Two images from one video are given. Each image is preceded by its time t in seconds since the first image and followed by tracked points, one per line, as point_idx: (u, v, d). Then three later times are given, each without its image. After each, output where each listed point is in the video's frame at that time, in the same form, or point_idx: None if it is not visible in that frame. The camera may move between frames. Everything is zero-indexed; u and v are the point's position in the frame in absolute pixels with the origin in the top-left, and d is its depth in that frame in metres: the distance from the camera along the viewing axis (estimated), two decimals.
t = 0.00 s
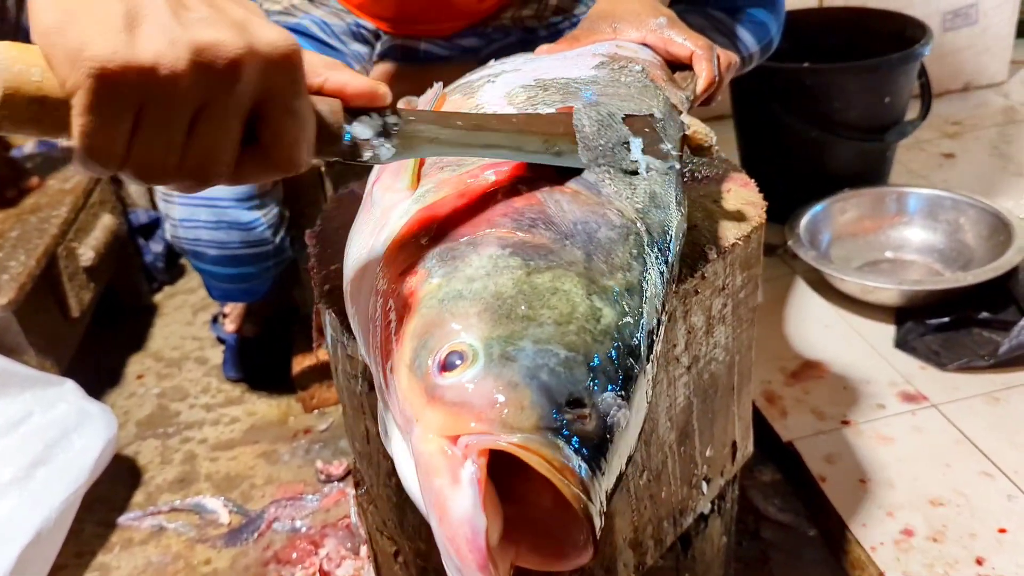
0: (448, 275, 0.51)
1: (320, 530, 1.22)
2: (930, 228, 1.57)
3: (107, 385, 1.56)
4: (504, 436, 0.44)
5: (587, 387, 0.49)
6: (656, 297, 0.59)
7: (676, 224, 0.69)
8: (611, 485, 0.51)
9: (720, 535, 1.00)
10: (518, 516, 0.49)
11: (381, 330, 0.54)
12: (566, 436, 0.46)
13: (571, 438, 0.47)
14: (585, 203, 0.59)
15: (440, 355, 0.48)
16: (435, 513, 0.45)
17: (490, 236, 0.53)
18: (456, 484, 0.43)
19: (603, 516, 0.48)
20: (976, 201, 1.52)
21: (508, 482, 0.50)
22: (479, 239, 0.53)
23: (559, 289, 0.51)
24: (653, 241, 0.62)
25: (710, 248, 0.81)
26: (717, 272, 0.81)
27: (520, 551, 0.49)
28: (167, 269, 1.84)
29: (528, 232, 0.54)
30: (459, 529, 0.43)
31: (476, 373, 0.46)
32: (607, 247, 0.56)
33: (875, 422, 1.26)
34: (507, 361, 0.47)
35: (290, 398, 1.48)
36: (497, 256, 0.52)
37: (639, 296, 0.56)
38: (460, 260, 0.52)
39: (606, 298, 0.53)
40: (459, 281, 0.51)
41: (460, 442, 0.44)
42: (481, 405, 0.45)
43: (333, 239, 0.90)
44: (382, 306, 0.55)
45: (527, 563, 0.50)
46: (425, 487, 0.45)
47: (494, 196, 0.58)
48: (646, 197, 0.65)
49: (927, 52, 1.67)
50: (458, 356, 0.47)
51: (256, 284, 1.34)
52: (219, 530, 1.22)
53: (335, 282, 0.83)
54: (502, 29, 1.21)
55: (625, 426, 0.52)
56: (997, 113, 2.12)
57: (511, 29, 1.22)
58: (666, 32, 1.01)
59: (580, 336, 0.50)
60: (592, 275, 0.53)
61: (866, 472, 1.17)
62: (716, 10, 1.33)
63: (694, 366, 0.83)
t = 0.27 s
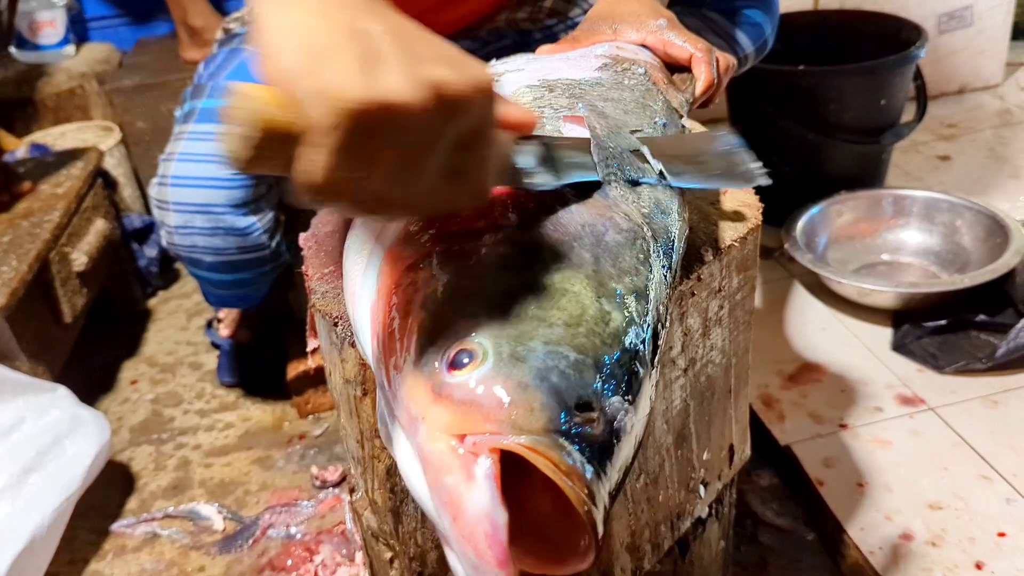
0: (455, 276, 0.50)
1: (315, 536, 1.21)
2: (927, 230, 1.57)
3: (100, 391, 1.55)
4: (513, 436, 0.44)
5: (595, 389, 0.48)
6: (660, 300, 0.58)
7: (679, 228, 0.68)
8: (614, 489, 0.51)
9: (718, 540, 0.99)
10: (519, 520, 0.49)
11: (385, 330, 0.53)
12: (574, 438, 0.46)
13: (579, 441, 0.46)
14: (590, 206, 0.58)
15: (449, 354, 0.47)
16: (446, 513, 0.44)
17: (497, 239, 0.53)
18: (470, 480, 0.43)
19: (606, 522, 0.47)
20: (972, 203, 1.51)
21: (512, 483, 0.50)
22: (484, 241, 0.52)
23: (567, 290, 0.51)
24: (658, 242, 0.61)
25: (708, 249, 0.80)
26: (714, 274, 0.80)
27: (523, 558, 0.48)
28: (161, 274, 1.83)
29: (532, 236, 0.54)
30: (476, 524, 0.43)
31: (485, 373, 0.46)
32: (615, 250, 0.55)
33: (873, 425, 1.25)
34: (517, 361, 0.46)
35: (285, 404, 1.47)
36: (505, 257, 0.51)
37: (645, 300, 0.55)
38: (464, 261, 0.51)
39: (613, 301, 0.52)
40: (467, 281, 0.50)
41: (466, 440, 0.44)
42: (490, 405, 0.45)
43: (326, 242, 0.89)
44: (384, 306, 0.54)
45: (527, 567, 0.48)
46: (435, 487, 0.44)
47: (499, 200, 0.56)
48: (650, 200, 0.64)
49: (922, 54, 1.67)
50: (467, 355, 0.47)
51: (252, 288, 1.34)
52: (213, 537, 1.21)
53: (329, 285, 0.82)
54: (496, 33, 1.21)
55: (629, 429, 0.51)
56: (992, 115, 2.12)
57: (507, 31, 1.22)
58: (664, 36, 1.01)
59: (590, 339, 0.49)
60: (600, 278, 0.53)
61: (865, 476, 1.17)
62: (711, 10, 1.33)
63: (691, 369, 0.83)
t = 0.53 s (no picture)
0: (449, 276, 0.50)
1: (315, 541, 1.20)
2: (926, 233, 1.57)
3: (99, 395, 1.54)
4: (505, 437, 0.43)
5: (589, 389, 0.48)
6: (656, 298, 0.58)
7: (675, 227, 0.68)
8: (612, 488, 0.50)
9: (720, 543, 0.99)
10: (517, 520, 0.48)
11: (381, 332, 0.53)
12: (568, 437, 0.46)
13: (573, 440, 0.46)
14: (586, 205, 0.58)
15: (441, 355, 0.47)
16: (436, 516, 0.44)
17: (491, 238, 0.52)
18: (457, 484, 0.43)
19: (605, 520, 0.47)
20: (972, 205, 1.51)
21: (509, 485, 0.49)
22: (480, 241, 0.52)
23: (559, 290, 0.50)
24: (653, 243, 0.61)
25: (709, 252, 0.80)
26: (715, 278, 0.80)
27: (520, 558, 0.48)
28: (159, 278, 1.83)
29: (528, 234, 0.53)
30: (462, 529, 0.43)
31: (477, 375, 0.46)
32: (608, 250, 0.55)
33: (874, 428, 1.25)
34: (509, 362, 0.46)
35: (284, 408, 1.47)
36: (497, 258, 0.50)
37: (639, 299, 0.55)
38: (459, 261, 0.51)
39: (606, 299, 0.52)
40: (460, 283, 0.50)
41: (459, 443, 0.44)
42: (482, 406, 0.45)
43: (326, 245, 0.90)
44: (381, 308, 0.54)
45: (523, 568, 0.48)
46: (425, 488, 0.45)
47: (496, 198, 0.56)
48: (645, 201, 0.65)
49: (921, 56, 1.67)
50: (459, 356, 0.47)
51: (250, 295, 1.33)
52: (213, 541, 1.21)
53: (331, 289, 0.82)
54: (496, 37, 1.21)
55: (627, 427, 0.51)
56: (991, 117, 2.12)
57: (507, 35, 1.22)
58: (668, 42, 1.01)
59: (582, 338, 0.49)
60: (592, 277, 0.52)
61: (866, 478, 1.17)
62: (711, 18, 1.33)
63: (693, 372, 0.82)
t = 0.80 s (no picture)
0: (453, 275, 0.49)
1: (314, 545, 1.19)
2: (928, 234, 1.57)
3: (98, 397, 1.53)
4: (512, 437, 0.43)
5: (597, 389, 0.47)
6: (662, 299, 0.57)
7: (680, 228, 0.67)
8: (618, 490, 0.49)
9: (722, 547, 0.98)
10: (521, 523, 0.47)
11: (383, 332, 0.52)
12: (576, 438, 0.45)
13: (581, 441, 0.45)
14: (591, 205, 0.57)
15: (445, 354, 0.46)
16: (440, 518, 0.43)
17: (496, 236, 0.51)
18: (463, 485, 0.42)
19: (611, 523, 0.46)
20: (974, 206, 1.51)
21: (514, 487, 0.48)
22: (485, 239, 0.51)
23: (566, 290, 0.50)
24: (659, 243, 0.61)
25: (712, 253, 0.79)
26: (718, 278, 0.80)
27: (523, 563, 0.46)
28: (158, 280, 1.82)
29: (535, 234, 0.52)
30: (467, 531, 0.41)
31: (482, 374, 0.45)
32: (615, 250, 0.55)
33: (876, 430, 1.24)
34: (515, 362, 0.45)
35: (283, 410, 1.46)
36: (503, 256, 0.50)
37: (646, 300, 0.54)
38: (464, 260, 0.50)
39: (613, 300, 0.51)
40: (465, 281, 0.49)
41: (464, 443, 0.43)
42: (488, 406, 0.44)
43: (325, 246, 0.90)
44: (383, 307, 0.53)
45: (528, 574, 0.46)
46: (430, 490, 0.43)
47: (501, 196, 0.55)
48: (648, 200, 0.64)
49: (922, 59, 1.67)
50: (465, 356, 0.46)
51: (244, 296, 1.33)
52: (211, 545, 1.20)
53: (331, 291, 0.82)
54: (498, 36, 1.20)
55: (633, 429, 0.50)
56: (993, 118, 2.11)
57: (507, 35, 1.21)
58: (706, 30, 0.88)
59: (589, 338, 0.48)
60: (599, 277, 0.52)
61: (869, 481, 1.16)
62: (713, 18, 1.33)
63: (695, 374, 0.82)
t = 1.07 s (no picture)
0: (454, 276, 0.49)
1: (313, 547, 1.19)
2: (928, 235, 1.56)
3: (96, 399, 1.53)
4: (513, 439, 0.43)
5: (598, 392, 0.47)
6: (662, 301, 0.57)
7: (681, 230, 0.67)
8: (619, 493, 0.49)
9: (721, 549, 0.98)
10: (521, 527, 0.47)
11: (383, 334, 0.52)
12: (577, 441, 0.45)
13: (582, 444, 0.45)
14: (592, 208, 0.57)
15: (446, 356, 0.46)
16: (442, 520, 0.43)
17: (497, 238, 0.51)
18: (465, 488, 0.41)
19: (612, 527, 0.46)
20: (974, 208, 1.50)
21: (514, 490, 0.48)
22: (486, 241, 0.51)
23: (568, 292, 0.49)
24: (659, 245, 0.60)
25: (711, 255, 0.79)
26: (718, 280, 0.79)
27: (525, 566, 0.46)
28: (157, 281, 1.82)
29: (535, 235, 0.52)
30: (469, 533, 0.42)
31: (483, 377, 0.45)
32: (616, 252, 0.55)
33: (877, 432, 1.24)
34: (516, 364, 0.45)
35: (282, 411, 1.46)
36: (504, 258, 0.50)
37: (647, 302, 0.54)
38: (465, 262, 0.50)
39: (615, 302, 0.51)
40: (466, 282, 0.49)
41: (465, 446, 0.43)
42: (489, 408, 0.44)
43: (324, 248, 0.89)
44: (383, 308, 0.52)
45: None
46: (431, 493, 0.43)
47: (502, 198, 0.55)
48: (648, 202, 0.64)
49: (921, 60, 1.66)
50: (465, 358, 0.46)
51: (238, 293, 1.32)
52: (210, 547, 1.20)
53: (329, 292, 0.81)
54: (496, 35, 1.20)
55: (635, 432, 0.50)
56: (993, 119, 2.11)
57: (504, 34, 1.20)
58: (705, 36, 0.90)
59: (591, 340, 0.48)
60: (600, 278, 0.52)
61: (869, 483, 1.16)
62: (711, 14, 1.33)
63: (695, 377, 0.81)
